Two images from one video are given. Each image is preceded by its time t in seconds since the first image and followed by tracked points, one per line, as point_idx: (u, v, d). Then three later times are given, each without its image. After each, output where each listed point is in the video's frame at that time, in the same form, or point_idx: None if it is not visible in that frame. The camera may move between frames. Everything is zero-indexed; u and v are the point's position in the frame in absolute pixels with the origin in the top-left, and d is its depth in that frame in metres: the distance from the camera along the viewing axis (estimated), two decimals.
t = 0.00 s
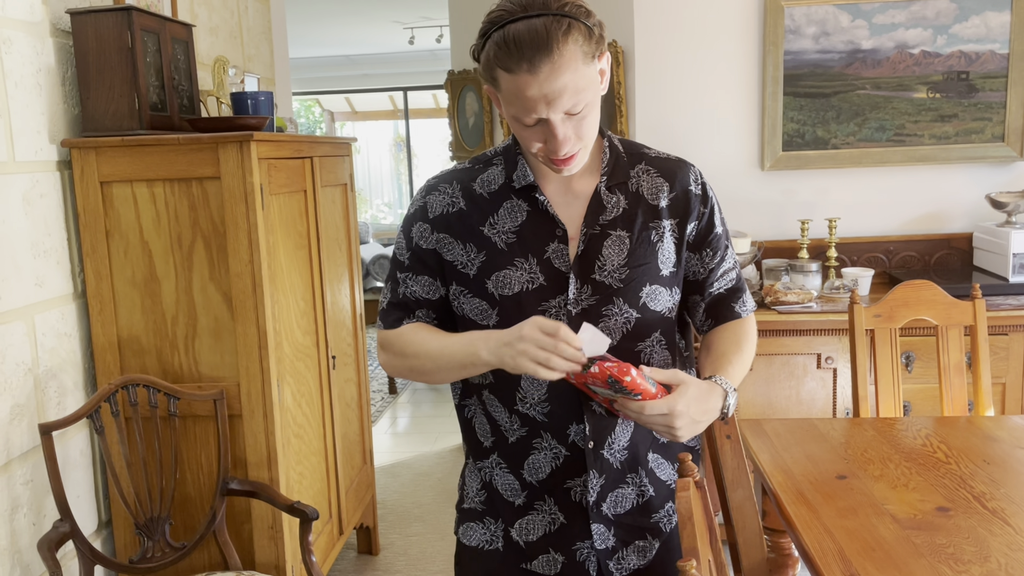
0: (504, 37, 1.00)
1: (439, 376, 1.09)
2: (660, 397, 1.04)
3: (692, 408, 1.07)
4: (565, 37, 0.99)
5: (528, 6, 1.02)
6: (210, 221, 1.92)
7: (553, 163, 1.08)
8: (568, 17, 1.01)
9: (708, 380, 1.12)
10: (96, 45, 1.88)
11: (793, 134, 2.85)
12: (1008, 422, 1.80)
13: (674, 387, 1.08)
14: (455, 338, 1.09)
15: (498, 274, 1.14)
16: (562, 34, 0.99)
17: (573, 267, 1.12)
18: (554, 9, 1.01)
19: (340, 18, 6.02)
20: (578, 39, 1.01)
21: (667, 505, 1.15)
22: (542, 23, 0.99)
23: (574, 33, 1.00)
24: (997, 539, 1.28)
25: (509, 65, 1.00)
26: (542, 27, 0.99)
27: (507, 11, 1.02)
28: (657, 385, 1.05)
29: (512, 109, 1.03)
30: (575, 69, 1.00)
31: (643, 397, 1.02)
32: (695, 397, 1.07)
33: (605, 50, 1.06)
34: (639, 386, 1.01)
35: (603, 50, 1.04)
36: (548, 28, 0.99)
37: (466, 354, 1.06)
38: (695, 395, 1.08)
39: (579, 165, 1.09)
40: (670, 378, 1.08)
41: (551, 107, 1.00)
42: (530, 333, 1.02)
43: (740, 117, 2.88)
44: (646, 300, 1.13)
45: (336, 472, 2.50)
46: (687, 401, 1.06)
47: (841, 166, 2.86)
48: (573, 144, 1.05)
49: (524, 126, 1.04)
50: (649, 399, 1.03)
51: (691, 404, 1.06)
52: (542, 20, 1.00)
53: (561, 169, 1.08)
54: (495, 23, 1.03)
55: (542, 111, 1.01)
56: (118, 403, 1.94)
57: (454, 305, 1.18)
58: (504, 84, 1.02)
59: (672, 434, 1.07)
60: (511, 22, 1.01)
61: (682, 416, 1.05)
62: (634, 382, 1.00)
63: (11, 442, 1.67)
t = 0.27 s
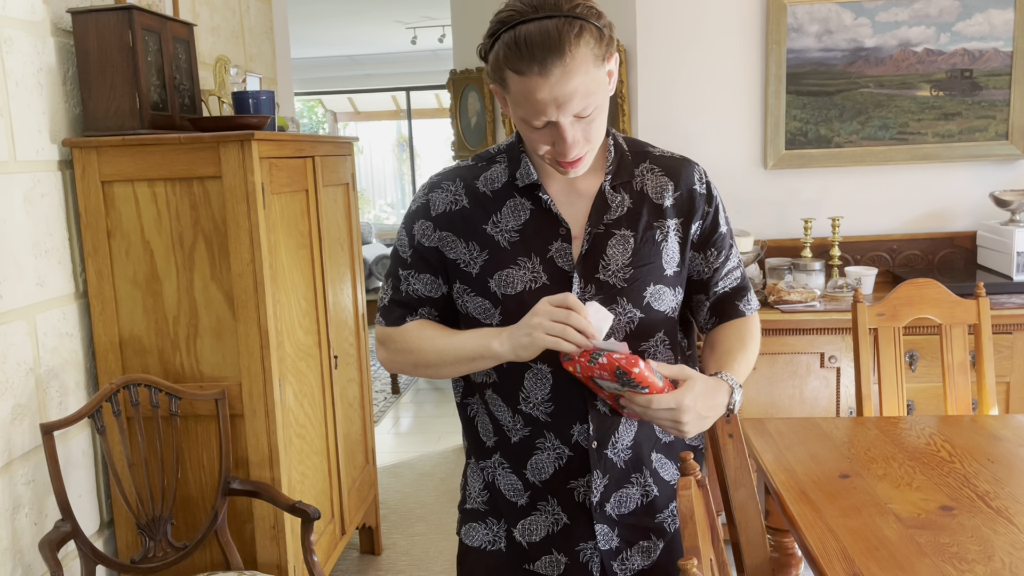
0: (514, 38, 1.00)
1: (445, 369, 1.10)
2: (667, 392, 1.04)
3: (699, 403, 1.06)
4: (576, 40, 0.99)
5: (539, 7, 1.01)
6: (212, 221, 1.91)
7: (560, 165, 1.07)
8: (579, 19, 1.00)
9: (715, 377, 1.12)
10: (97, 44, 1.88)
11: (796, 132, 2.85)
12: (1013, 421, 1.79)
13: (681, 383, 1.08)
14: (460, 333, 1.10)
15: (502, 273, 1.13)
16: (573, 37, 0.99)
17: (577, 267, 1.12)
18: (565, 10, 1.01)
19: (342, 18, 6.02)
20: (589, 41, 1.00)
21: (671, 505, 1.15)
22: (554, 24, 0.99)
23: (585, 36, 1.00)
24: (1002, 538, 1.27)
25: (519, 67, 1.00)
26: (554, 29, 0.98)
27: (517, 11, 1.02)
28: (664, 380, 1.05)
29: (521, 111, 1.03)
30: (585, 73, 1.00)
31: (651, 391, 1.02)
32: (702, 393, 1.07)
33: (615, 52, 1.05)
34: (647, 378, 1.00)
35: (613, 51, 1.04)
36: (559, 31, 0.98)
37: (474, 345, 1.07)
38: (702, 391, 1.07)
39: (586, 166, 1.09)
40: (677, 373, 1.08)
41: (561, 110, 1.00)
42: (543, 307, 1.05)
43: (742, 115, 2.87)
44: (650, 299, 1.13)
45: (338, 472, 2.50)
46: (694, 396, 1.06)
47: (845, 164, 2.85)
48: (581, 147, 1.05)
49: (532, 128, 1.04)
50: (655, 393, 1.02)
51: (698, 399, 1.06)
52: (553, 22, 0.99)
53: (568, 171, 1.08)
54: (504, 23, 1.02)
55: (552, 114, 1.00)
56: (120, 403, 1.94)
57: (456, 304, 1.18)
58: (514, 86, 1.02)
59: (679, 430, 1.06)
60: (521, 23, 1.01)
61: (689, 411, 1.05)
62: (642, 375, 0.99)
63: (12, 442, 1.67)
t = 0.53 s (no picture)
0: (516, 46, 0.99)
1: (442, 372, 1.09)
2: (674, 397, 1.03)
3: (705, 409, 1.05)
4: (579, 47, 0.98)
5: (541, 12, 1.00)
6: (210, 222, 1.91)
7: (560, 170, 1.07)
8: (582, 25, 0.99)
9: (720, 382, 1.11)
10: (94, 43, 1.87)
11: (796, 131, 2.84)
12: (1013, 421, 1.78)
13: (687, 388, 1.07)
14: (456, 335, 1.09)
15: (499, 274, 1.13)
16: (576, 45, 0.98)
17: (576, 268, 1.11)
18: (567, 16, 1.00)
19: (342, 17, 6.01)
20: (592, 48, 0.99)
21: (671, 507, 1.14)
22: (556, 32, 0.98)
23: (588, 43, 0.99)
24: (1002, 539, 1.27)
25: (521, 75, 0.99)
26: (556, 37, 0.98)
27: (519, 16, 1.01)
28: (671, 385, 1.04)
29: (522, 118, 1.02)
30: (587, 80, 0.99)
31: (658, 396, 1.01)
32: (709, 399, 1.06)
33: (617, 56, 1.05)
34: (655, 384, 0.98)
35: (615, 56, 1.03)
36: (562, 39, 0.97)
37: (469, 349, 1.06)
38: (709, 397, 1.06)
39: (586, 171, 1.08)
40: (683, 379, 1.07)
41: (562, 118, 1.00)
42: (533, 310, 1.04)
43: (742, 114, 2.86)
44: (649, 301, 1.12)
45: (337, 472, 2.49)
46: (701, 402, 1.05)
47: (845, 163, 2.84)
48: (583, 154, 1.04)
49: (534, 134, 1.03)
50: (663, 398, 1.01)
51: (705, 405, 1.05)
52: (555, 29, 0.98)
53: (568, 176, 1.07)
54: (506, 28, 1.01)
55: (554, 122, 1.00)
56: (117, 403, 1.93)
57: (454, 305, 1.17)
58: (515, 93, 1.01)
59: (684, 436, 1.06)
60: (522, 29, 1.00)
61: (695, 417, 1.04)
62: (651, 380, 0.98)
63: (9, 442, 1.67)
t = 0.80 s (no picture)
0: (517, 48, 0.98)
1: (450, 389, 1.10)
2: (677, 395, 1.02)
3: (707, 410, 1.04)
4: (581, 51, 0.97)
5: (543, 14, 0.99)
6: (210, 222, 1.90)
7: (561, 173, 1.06)
8: (584, 28, 0.99)
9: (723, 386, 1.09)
10: (94, 43, 1.87)
11: (798, 131, 2.83)
12: (1018, 422, 1.77)
13: (691, 388, 1.06)
14: (465, 354, 1.09)
15: (503, 274, 1.12)
16: (578, 48, 0.97)
17: (580, 268, 1.10)
18: (570, 18, 0.99)
19: (343, 17, 6.01)
20: (594, 51, 0.99)
21: (675, 509, 1.13)
22: (558, 35, 0.97)
23: (590, 46, 0.98)
24: (1007, 541, 1.26)
25: (522, 78, 0.98)
26: (558, 40, 0.97)
27: (521, 18, 1.00)
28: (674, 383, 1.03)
29: (523, 120, 1.02)
30: (589, 84, 0.98)
31: (660, 392, 1.00)
32: (712, 400, 1.05)
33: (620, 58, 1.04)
34: (658, 378, 0.99)
35: (618, 58, 1.02)
36: (563, 42, 0.97)
37: (477, 370, 1.07)
38: (712, 398, 1.05)
39: (588, 173, 1.08)
40: (687, 377, 1.06)
41: (563, 121, 0.99)
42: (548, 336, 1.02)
43: (744, 115, 2.86)
44: (654, 301, 1.11)
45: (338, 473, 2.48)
46: (703, 403, 1.04)
47: (847, 163, 2.83)
48: (583, 157, 1.04)
49: (534, 137, 1.03)
50: (665, 394, 1.01)
51: (707, 407, 1.04)
52: (557, 32, 0.97)
53: (569, 178, 1.07)
54: (508, 30, 1.00)
55: (554, 125, 0.99)
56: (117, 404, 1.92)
57: (458, 307, 1.17)
58: (516, 96, 1.00)
59: (683, 435, 1.04)
60: (524, 31, 0.99)
61: (696, 418, 1.03)
62: (654, 373, 0.98)
63: (9, 444, 1.66)
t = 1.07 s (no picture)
0: (520, 49, 0.97)
1: (450, 387, 1.07)
2: (676, 401, 1.02)
3: (707, 416, 1.04)
4: (583, 51, 0.97)
5: (545, 15, 0.98)
6: (211, 223, 1.90)
7: (565, 174, 1.06)
8: (587, 28, 0.98)
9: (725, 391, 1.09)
10: (95, 43, 1.86)
11: (800, 133, 2.82)
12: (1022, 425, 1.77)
13: (691, 394, 1.05)
14: (466, 349, 1.06)
15: (507, 277, 1.11)
16: (580, 48, 0.96)
17: (584, 271, 1.10)
18: (572, 18, 0.98)
19: (344, 18, 6.01)
20: (596, 52, 0.98)
21: (681, 513, 1.12)
22: (560, 36, 0.97)
23: (592, 47, 0.97)
24: (1012, 546, 1.25)
25: (524, 79, 0.98)
26: (560, 41, 0.96)
27: (523, 19, 0.99)
28: (674, 389, 1.03)
29: (526, 121, 1.01)
30: (592, 84, 0.98)
31: (658, 398, 1.00)
32: (712, 406, 1.04)
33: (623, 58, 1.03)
34: (655, 385, 0.99)
35: (621, 59, 1.01)
36: (566, 42, 0.96)
37: (480, 364, 1.03)
38: (712, 404, 1.04)
39: (591, 175, 1.07)
40: (688, 383, 1.05)
41: (566, 122, 0.98)
42: (556, 348, 1.00)
43: (746, 116, 2.85)
44: (658, 304, 1.11)
45: (339, 476, 2.48)
46: (703, 409, 1.03)
47: (850, 165, 2.82)
48: (587, 159, 1.03)
49: (538, 138, 1.02)
50: (663, 400, 1.01)
51: (707, 412, 1.03)
52: (559, 33, 0.97)
53: (573, 180, 1.06)
54: (510, 31, 1.00)
55: (557, 126, 0.98)
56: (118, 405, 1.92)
57: (461, 310, 1.16)
58: (519, 97, 1.00)
59: (683, 443, 1.04)
60: (526, 32, 0.98)
61: (696, 424, 1.02)
62: (651, 380, 0.99)
63: (9, 446, 1.65)
